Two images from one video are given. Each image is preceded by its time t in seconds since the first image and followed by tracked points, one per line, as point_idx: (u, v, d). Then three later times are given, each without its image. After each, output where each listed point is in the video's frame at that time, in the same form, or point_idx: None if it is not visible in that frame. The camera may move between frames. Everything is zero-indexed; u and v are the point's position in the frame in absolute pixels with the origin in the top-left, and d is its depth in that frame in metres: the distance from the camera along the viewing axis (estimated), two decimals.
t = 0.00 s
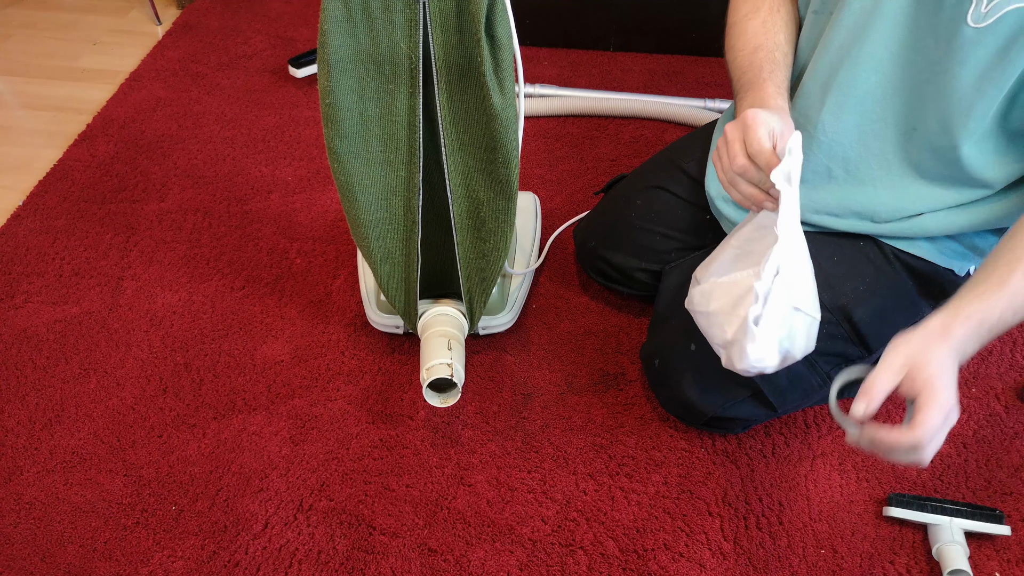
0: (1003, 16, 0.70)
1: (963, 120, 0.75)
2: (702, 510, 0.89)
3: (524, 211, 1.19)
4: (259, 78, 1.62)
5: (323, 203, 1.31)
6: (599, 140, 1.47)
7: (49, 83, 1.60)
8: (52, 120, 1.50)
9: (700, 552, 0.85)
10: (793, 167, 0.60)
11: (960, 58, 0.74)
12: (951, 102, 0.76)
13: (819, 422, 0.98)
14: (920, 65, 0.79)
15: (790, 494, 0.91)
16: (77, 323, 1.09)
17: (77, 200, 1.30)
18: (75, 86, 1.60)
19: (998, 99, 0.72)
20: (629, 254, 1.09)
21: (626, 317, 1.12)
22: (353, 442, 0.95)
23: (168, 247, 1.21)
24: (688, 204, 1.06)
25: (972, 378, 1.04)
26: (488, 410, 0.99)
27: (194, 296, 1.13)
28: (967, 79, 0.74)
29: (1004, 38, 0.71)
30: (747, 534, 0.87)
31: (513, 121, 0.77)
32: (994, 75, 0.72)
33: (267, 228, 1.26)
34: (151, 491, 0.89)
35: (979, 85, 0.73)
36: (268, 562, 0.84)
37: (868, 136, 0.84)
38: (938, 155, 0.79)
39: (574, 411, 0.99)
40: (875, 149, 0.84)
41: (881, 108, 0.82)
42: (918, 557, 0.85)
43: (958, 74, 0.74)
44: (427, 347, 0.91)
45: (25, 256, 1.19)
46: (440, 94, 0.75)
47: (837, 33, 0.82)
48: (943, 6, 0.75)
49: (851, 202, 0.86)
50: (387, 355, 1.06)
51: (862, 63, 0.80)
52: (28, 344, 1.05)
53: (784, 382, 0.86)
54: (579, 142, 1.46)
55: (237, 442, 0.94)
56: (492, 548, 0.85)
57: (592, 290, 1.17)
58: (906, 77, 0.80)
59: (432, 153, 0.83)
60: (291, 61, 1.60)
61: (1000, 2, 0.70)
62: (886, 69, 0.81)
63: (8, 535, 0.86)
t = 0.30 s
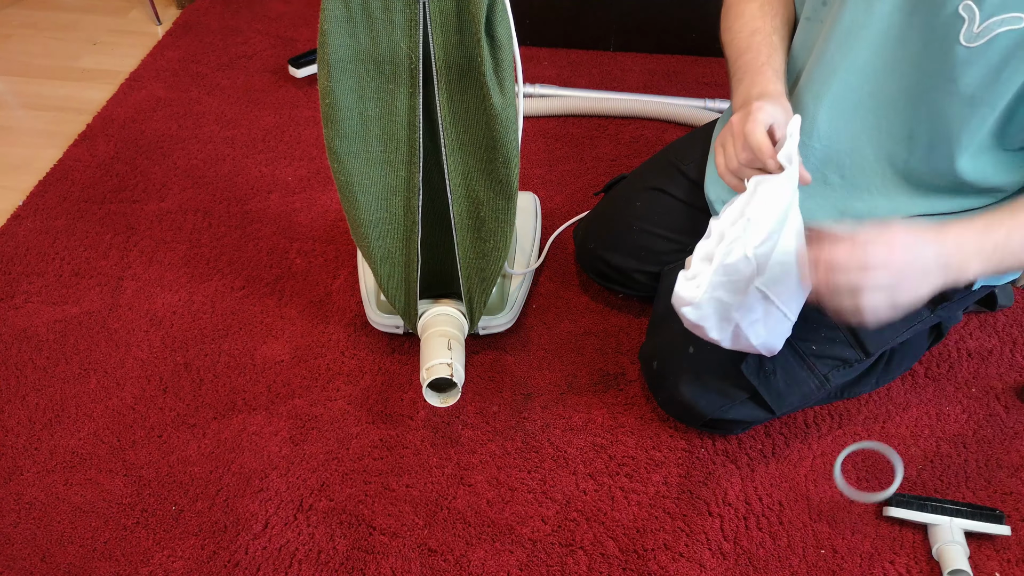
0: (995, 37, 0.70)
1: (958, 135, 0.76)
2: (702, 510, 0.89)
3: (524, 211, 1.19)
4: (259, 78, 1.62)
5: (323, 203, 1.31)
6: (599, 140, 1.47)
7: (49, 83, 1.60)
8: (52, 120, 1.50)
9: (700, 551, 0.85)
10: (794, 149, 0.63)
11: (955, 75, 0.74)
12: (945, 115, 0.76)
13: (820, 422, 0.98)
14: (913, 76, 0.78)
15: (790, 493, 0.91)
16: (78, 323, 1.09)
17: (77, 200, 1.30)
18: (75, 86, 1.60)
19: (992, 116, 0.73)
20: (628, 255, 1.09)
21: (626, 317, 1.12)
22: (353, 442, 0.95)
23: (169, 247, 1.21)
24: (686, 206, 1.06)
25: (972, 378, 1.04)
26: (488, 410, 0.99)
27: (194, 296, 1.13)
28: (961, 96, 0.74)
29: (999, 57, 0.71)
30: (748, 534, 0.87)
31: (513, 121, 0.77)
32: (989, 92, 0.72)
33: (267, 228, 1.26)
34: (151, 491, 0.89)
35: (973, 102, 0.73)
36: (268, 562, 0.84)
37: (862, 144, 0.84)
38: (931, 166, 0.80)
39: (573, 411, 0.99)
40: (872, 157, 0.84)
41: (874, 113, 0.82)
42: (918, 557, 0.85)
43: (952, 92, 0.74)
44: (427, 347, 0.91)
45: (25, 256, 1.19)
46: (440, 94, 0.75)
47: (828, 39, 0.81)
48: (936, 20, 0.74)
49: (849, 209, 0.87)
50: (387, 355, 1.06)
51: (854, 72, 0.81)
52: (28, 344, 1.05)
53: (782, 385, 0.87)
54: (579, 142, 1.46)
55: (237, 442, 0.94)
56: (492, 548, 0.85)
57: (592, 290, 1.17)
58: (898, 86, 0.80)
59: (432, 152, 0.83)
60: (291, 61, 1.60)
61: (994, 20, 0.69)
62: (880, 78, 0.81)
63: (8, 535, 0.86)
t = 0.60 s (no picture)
0: (1002, 38, 0.70)
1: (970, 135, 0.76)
2: (702, 510, 0.89)
3: (524, 211, 1.19)
4: (258, 78, 1.62)
5: (323, 203, 1.31)
6: (600, 140, 1.47)
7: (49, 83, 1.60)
8: (52, 120, 1.50)
9: (700, 551, 0.85)
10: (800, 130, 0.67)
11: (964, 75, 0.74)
12: (955, 116, 0.77)
13: (820, 422, 0.98)
14: (920, 78, 0.78)
15: (790, 493, 0.91)
16: (78, 323, 1.09)
17: (77, 200, 1.30)
18: (75, 86, 1.60)
19: (1003, 117, 0.73)
20: (628, 257, 1.09)
21: (626, 317, 1.12)
22: (353, 442, 0.95)
23: (169, 247, 1.21)
24: (687, 209, 1.06)
25: (972, 379, 1.04)
26: (488, 410, 0.99)
27: (194, 296, 1.13)
28: (971, 95, 0.75)
29: (1007, 56, 0.71)
30: (748, 534, 0.87)
31: (513, 122, 0.77)
32: (999, 91, 0.72)
33: (267, 227, 1.26)
34: (151, 491, 0.89)
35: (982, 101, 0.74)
36: (268, 562, 0.84)
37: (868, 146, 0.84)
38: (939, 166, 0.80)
39: (574, 410, 0.99)
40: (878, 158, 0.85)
41: (880, 115, 0.82)
42: (918, 557, 0.85)
43: (963, 91, 0.75)
44: (427, 347, 0.91)
45: (25, 256, 1.19)
46: (440, 94, 0.75)
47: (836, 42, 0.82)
48: (940, 22, 0.75)
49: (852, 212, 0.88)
50: (386, 355, 1.06)
51: (860, 74, 0.81)
52: (28, 344, 1.05)
53: (783, 389, 0.87)
54: (579, 142, 1.46)
55: (237, 442, 0.94)
56: (492, 547, 0.85)
57: (592, 290, 1.17)
58: (903, 88, 0.80)
59: (433, 153, 0.83)
60: (291, 61, 1.60)
61: (1001, 20, 0.70)
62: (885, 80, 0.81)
63: (8, 535, 0.85)
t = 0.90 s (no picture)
0: (1016, 34, 0.70)
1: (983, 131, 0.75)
2: (702, 510, 0.89)
3: (524, 211, 1.19)
4: (258, 78, 1.62)
5: (323, 203, 1.31)
6: (600, 140, 1.47)
7: (49, 83, 1.60)
8: (52, 120, 1.50)
9: (700, 551, 0.85)
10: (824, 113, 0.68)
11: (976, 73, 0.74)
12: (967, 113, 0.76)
13: (820, 422, 0.98)
14: (927, 78, 0.79)
15: (790, 493, 0.91)
16: (78, 323, 1.09)
17: (77, 200, 1.30)
18: (76, 86, 1.60)
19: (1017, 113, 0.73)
20: (629, 257, 1.09)
21: (626, 317, 1.12)
22: (353, 442, 0.95)
23: (169, 247, 1.21)
24: (688, 210, 1.06)
25: (972, 379, 1.04)
26: (488, 410, 0.99)
27: (194, 296, 1.13)
28: (984, 93, 0.75)
29: (1021, 53, 0.71)
30: (748, 534, 0.87)
31: (513, 122, 0.77)
32: (1014, 88, 0.72)
33: (267, 227, 1.26)
34: (151, 491, 0.89)
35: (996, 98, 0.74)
36: (267, 562, 0.84)
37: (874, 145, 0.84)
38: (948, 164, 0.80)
39: (574, 410, 0.99)
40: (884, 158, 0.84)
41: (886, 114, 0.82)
42: (917, 556, 0.85)
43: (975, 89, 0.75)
44: (427, 347, 0.91)
45: (25, 256, 1.19)
46: (440, 94, 0.75)
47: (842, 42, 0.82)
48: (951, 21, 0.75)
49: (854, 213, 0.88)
50: (386, 355, 1.06)
51: (869, 71, 0.80)
52: (29, 344, 1.06)
53: (785, 390, 0.87)
54: (579, 142, 1.46)
55: (237, 442, 0.94)
56: (492, 548, 0.85)
57: (592, 289, 1.17)
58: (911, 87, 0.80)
59: (433, 153, 0.83)
60: (291, 61, 1.60)
61: (1015, 17, 0.70)
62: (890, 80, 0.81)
63: (8, 535, 0.86)
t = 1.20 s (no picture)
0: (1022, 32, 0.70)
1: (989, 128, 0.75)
2: (702, 510, 0.89)
3: (524, 211, 1.19)
4: (258, 78, 1.62)
5: (323, 203, 1.31)
6: (600, 140, 1.47)
7: (49, 83, 1.60)
8: (52, 120, 1.50)
9: (700, 551, 0.85)
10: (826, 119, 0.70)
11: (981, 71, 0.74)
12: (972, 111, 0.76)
13: (820, 422, 0.98)
14: (930, 77, 0.78)
15: (790, 493, 0.91)
16: (78, 323, 1.09)
17: (77, 200, 1.30)
18: (76, 86, 1.60)
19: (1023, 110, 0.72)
20: (629, 257, 1.09)
21: (626, 317, 1.12)
22: (353, 442, 0.95)
23: (168, 247, 1.21)
24: (688, 210, 1.06)
25: (972, 378, 1.04)
26: (488, 410, 0.99)
27: (193, 296, 1.13)
28: (989, 91, 0.74)
29: None
30: (747, 534, 0.87)
31: (513, 122, 0.76)
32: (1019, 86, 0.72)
33: (267, 227, 1.26)
34: (151, 491, 0.89)
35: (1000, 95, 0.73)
36: (267, 562, 0.84)
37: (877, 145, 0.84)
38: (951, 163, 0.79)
39: (574, 410, 0.99)
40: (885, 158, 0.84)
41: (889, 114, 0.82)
42: (917, 556, 0.85)
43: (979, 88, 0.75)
44: (427, 347, 0.91)
45: (25, 256, 1.19)
46: (440, 94, 0.75)
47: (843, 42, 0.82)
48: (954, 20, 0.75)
49: (855, 214, 0.88)
50: (386, 355, 1.06)
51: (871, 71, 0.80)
52: (29, 344, 1.06)
53: (785, 389, 0.87)
54: (579, 142, 1.46)
55: (237, 442, 0.94)
56: (492, 547, 0.85)
57: (592, 289, 1.17)
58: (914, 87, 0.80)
59: (433, 152, 0.83)
60: (291, 61, 1.60)
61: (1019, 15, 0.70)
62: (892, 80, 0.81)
63: (8, 535, 0.86)
